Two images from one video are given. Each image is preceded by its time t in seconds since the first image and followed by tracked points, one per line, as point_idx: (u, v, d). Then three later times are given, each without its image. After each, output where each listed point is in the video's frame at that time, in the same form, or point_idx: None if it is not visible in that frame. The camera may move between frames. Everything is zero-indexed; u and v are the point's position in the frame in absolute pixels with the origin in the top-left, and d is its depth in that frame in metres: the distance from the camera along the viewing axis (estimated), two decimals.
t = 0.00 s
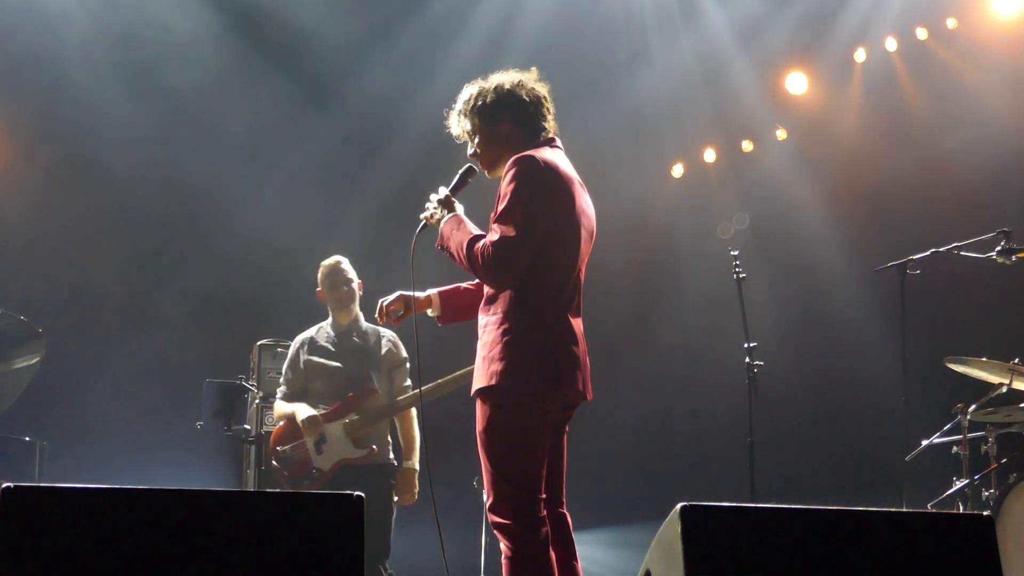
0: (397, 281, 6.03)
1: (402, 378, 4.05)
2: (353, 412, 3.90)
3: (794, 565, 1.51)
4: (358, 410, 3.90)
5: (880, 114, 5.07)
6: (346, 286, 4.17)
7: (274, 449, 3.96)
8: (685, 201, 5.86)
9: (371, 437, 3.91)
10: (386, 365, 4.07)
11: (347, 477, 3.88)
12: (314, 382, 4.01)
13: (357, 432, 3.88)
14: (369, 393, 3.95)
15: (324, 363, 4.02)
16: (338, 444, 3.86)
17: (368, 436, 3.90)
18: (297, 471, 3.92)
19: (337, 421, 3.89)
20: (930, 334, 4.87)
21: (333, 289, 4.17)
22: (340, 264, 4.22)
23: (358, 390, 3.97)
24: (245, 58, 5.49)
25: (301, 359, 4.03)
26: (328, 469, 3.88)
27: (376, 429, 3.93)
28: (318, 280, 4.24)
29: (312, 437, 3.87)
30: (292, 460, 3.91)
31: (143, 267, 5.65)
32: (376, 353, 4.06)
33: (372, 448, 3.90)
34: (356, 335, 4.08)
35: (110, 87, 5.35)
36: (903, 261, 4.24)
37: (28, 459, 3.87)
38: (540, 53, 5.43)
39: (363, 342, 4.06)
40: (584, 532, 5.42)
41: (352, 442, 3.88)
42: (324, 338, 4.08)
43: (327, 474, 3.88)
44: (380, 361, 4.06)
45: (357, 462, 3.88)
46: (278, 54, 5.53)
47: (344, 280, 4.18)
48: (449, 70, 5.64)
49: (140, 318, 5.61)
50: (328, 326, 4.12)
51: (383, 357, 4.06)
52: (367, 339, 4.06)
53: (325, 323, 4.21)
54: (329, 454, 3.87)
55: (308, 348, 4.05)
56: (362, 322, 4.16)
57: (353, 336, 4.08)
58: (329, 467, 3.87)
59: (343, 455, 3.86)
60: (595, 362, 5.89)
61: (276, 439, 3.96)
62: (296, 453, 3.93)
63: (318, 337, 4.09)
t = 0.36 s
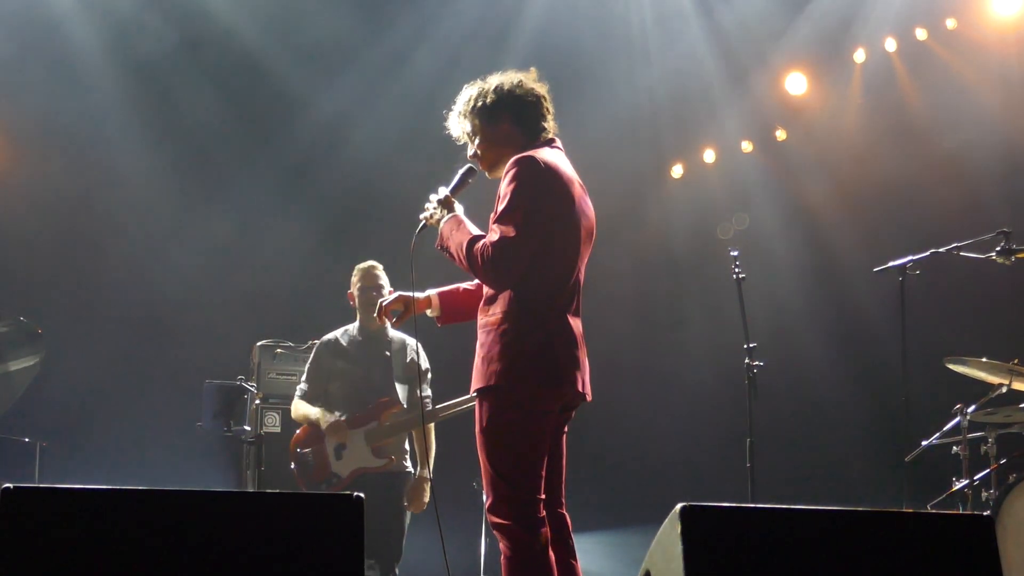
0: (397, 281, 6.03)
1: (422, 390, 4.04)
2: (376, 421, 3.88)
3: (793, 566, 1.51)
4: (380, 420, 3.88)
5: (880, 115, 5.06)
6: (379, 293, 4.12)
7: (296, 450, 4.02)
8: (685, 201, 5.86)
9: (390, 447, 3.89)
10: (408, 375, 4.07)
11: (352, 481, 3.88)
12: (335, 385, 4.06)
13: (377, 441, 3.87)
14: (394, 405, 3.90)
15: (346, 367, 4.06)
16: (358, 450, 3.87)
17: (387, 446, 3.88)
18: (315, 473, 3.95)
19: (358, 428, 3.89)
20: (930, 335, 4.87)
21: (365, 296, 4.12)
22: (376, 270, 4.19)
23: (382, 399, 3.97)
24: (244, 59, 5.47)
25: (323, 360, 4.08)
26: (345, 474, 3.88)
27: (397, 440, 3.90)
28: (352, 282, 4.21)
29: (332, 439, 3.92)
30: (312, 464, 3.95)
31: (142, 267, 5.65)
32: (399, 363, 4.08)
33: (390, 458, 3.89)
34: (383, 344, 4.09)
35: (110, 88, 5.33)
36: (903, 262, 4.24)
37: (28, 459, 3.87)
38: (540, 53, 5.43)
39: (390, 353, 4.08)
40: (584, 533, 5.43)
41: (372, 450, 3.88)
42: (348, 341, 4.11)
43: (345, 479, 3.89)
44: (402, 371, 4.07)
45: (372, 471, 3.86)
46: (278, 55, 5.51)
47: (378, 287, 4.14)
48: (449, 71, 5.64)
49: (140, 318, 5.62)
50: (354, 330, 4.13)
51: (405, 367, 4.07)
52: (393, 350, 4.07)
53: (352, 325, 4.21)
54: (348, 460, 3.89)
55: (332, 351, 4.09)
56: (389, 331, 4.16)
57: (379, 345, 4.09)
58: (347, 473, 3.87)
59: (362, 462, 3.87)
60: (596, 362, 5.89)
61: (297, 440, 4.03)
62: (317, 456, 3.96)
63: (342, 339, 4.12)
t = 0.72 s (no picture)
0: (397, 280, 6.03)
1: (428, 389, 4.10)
2: (378, 421, 3.90)
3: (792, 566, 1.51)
4: (383, 419, 3.90)
5: (880, 114, 5.05)
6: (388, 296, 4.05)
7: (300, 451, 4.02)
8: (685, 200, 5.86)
9: (391, 446, 3.89)
10: (413, 375, 4.10)
11: (353, 480, 3.87)
12: (341, 384, 4.06)
13: (379, 441, 3.87)
14: (395, 404, 3.93)
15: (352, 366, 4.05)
16: (359, 451, 3.86)
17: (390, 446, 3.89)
18: (318, 473, 3.94)
19: (360, 429, 3.90)
20: (930, 333, 4.86)
21: (372, 297, 4.09)
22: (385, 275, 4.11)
23: (384, 398, 4.00)
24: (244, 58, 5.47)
25: (330, 359, 4.06)
26: (347, 475, 3.87)
27: (399, 439, 3.91)
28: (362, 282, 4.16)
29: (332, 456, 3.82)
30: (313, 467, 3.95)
31: (142, 266, 5.64)
32: (403, 364, 4.09)
33: (391, 456, 3.90)
34: (390, 346, 4.09)
35: (109, 88, 5.32)
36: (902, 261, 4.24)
37: (28, 458, 3.87)
38: (540, 52, 5.44)
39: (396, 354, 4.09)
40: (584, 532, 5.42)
41: (373, 450, 3.88)
42: (356, 341, 4.09)
43: (346, 479, 3.87)
44: (406, 371, 4.09)
45: (375, 470, 3.87)
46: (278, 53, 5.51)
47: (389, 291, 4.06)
48: (449, 69, 5.64)
49: (140, 316, 5.62)
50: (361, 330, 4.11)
51: (410, 368, 4.09)
52: (399, 352, 4.10)
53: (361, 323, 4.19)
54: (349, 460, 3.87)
55: (337, 350, 4.08)
56: (395, 332, 4.16)
57: (385, 346, 4.09)
58: (348, 473, 3.86)
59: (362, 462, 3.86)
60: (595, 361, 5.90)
61: (301, 441, 4.03)
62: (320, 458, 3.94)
63: (350, 338, 4.10)
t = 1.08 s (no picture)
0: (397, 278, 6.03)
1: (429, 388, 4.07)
2: (377, 416, 3.91)
3: (791, 565, 1.51)
4: (382, 414, 3.91)
5: (881, 113, 5.04)
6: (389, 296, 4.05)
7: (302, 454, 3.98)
8: (686, 199, 5.85)
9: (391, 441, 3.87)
10: (415, 374, 4.08)
11: (353, 479, 3.87)
12: (342, 384, 4.06)
13: (379, 435, 3.85)
14: (395, 400, 3.94)
15: (354, 367, 4.06)
16: (359, 446, 3.84)
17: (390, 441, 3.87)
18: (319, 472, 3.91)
19: (360, 425, 3.90)
20: (930, 332, 4.86)
21: (372, 298, 4.09)
22: (386, 277, 4.14)
23: (384, 396, 4.02)
24: (245, 55, 5.49)
25: (333, 360, 4.08)
26: (348, 471, 3.84)
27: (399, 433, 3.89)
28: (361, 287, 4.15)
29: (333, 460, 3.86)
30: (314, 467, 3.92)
31: (141, 265, 5.64)
32: (405, 363, 4.09)
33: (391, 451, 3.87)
34: (392, 348, 4.11)
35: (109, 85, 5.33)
36: (902, 259, 4.23)
37: (28, 457, 3.87)
38: (540, 50, 5.44)
39: (398, 354, 4.10)
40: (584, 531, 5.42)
41: (373, 444, 3.85)
42: (357, 343, 4.11)
43: (347, 475, 3.85)
44: (408, 370, 4.08)
45: (376, 465, 3.85)
46: (278, 52, 5.52)
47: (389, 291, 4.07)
48: (448, 67, 5.64)
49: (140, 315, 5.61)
50: (363, 332, 4.13)
51: (412, 366, 4.08)
52: (400, 351, 4.10)
53: (362, 325, 4.21)
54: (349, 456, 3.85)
55: (339, 353, 4.09)
56: (397, 333, 4.17)
57: (386, 347, 4.11)
58: (349, 469, 3.84)
59: (362, 457, 3.84)
60: (595, 360, 5.90)
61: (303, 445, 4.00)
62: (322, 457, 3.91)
63: (352, 340, 4.12)
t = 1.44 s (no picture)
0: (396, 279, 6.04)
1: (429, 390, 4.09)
2: (380, 419, 3.91)
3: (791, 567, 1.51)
4: (384, 418, 3.91)
5: (880, 113, 5.04)
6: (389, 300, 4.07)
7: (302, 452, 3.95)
8: (685, 199, 5.87)
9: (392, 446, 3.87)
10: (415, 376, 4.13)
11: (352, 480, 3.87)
12: (342, 386, 4.05)
13: (379, 439, 3.86)
14: (397, 404, 3.93)
15: (355, 369, 4.04)
16: (359, 447, 3.87)
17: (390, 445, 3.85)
18: (318, 473, 3.91)
19: (362, 427, 3.91)
20: (928, 332, 4.87)
21: (372, 300, 4.09)
22: (383, 281, 4.14)
23: (385, 398, 4.00)
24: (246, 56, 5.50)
25: (332, 362, 4.06)
26: (346, 473, 3.88)
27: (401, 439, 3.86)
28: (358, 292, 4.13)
29: (332, 450, 3.87)
30: (313, 463, 3.91)
31: (140, 266, 5.64)
32: (405, 365, 4.11)
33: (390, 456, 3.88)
34: (393, 350, 4.11)
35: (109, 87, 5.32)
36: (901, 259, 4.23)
37: (27, 459, 3.87)
38: (539, 51, 5.46)
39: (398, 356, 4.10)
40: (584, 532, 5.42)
41: (373, 447, 3.86)
42: (358, 345, 4.10)
43: (346, 477, 3.89)
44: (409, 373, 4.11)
45: (375, 468, 3.87)
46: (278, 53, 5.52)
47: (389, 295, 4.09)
48: (448, 67, 5.65)
49: (139, 317, 5.61)
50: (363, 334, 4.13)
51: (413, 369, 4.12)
52: (400, 354, 4.11)
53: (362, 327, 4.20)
54: (348, 458, 3.88)
55: (339, 355, 4.08)
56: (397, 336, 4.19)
57: (386, 349, 4.10)
58: (348, 471, 3.87)
59: (362, 460, 3.86)
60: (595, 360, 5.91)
61: (304, 443, 3.97)
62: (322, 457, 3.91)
63: (352, 342, 4.11)
